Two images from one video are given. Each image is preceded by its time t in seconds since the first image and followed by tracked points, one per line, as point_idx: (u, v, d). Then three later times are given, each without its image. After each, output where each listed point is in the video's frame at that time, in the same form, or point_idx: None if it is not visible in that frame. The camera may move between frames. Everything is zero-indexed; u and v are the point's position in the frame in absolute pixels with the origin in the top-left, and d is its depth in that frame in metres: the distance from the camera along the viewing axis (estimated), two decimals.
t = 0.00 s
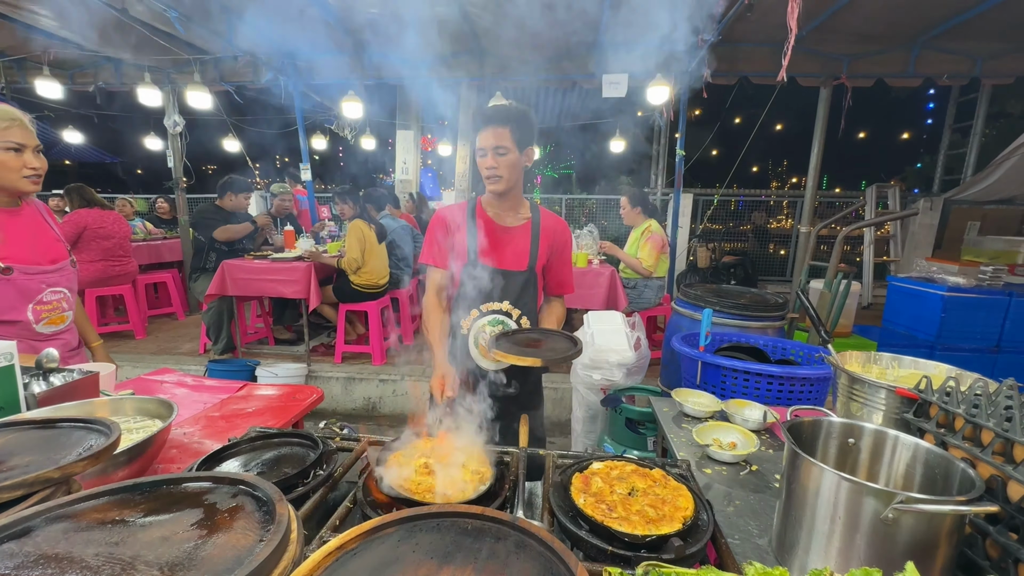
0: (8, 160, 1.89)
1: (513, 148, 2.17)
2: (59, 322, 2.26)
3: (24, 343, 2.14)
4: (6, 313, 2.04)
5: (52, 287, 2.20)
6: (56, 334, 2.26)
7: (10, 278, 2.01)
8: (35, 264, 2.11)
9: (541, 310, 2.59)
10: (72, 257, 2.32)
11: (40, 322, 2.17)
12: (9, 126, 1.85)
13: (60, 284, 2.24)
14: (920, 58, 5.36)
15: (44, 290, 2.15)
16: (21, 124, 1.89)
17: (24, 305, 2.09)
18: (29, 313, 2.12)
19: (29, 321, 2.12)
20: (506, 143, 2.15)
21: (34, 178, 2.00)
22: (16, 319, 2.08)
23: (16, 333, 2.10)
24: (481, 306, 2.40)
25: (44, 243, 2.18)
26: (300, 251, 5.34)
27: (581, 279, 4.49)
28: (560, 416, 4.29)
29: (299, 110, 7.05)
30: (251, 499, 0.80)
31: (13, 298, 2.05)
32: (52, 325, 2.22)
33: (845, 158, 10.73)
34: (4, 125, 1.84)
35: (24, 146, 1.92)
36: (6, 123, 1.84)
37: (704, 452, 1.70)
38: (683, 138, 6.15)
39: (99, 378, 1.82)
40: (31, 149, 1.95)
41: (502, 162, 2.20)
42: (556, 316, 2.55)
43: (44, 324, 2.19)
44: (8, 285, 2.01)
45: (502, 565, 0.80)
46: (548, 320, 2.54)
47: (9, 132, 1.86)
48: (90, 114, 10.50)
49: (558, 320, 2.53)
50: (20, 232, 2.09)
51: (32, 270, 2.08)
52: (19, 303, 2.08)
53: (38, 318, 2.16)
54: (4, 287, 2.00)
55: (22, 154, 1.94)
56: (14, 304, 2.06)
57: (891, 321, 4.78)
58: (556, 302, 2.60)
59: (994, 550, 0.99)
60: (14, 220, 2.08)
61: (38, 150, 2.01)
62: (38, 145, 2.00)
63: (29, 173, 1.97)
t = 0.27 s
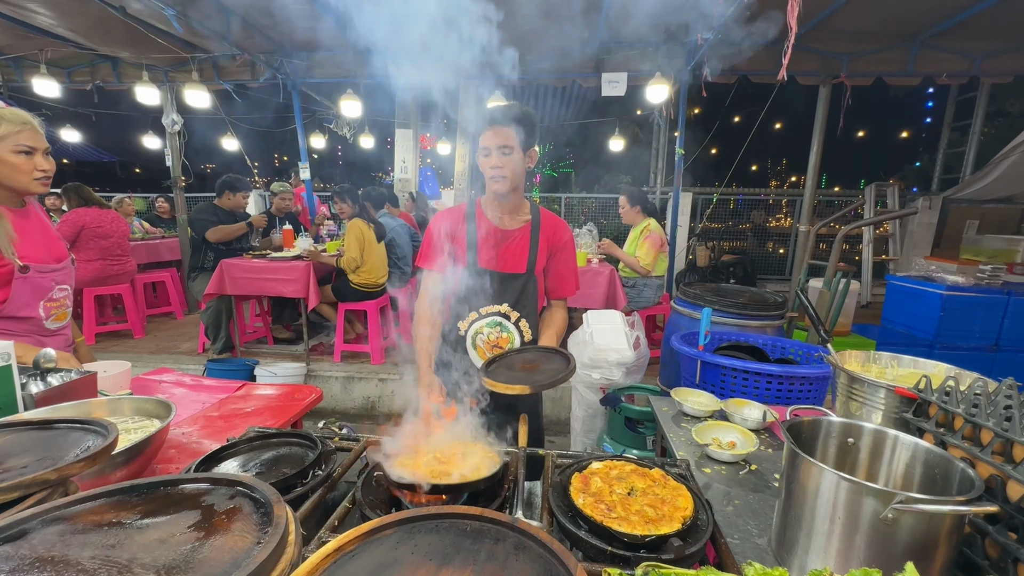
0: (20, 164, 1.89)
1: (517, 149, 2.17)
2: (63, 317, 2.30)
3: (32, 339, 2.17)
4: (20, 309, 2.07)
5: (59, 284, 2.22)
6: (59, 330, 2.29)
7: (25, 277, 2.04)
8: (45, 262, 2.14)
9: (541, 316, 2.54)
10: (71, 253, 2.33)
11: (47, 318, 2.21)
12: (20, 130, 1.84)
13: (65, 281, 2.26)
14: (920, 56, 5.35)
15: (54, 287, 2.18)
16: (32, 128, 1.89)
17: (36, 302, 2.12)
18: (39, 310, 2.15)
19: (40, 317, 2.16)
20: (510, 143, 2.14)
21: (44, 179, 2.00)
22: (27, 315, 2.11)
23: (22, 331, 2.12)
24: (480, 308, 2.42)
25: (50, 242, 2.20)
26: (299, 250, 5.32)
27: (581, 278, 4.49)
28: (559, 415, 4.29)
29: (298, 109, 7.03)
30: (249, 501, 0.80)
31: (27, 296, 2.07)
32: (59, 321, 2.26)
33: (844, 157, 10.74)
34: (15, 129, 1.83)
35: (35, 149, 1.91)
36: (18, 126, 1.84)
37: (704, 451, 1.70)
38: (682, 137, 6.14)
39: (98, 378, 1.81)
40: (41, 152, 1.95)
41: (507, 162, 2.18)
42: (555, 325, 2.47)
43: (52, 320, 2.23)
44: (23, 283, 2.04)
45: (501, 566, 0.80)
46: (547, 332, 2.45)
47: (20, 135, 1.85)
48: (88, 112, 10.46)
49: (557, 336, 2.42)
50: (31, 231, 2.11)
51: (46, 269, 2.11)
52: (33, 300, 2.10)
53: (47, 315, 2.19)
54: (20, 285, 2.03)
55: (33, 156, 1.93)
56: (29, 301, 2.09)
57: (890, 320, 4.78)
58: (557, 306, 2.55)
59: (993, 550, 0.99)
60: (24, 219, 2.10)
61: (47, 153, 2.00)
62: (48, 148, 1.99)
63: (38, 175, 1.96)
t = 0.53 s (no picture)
0: (16, 159, 1.89)
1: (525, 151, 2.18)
2: (67, 307, 2.32)
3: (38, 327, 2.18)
4: (27, 296, 2.08)
5: (62, 274, 2.24)
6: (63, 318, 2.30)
7: (33, 264, 2.06)
8: (49, 252, 2.16)
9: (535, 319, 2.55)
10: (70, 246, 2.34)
11: (53, 307, 2.23)
12: (14, 127, 1.85)
13: (67, 272, 2.28)
14: (920, 54, 5.34)
15: (58, 276, 2.21)
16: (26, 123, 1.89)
17: (42, 289, 2.15)
18: (45, 298, 2.16)
19: (47, 305, 2.18)
20: (519, 144, 2.16)
21: (42, 175, 2.00)
22: (34, 303, 2.13)
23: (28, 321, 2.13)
24: (473, 309, 2.44)
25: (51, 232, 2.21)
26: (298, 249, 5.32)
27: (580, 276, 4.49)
28: (559, 413, 4.29)
29: (296, 107, 7.00)
30: (249, 502, 0.79)
31: (35, 283, 2.10)
32: (62, 310, 2.27)
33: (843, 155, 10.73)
34: (10, 125, 1.83)
35: (31, 145, 1.91)
36: (13, 123, 1.84)
37: (704, 450, 1.69)
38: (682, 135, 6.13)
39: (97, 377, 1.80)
40: (37, 146, 1.95)
41: (514, 165, 2.20)
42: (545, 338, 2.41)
43: (58, 308, 2.25)
44: (31, 271, 2.06)
45: (503, 567, 0.79)
46: (537, 341, 2.41)
47: (15, 132, 1.86)
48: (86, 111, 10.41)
49: (545, 359, 2.31)
50: (36, 221, 2.12)
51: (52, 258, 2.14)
52: (39, 288, 2.13)
53: (52, 303, 2.21)
54: (28, 272, 2.05)
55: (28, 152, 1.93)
56: (36, 289, 2.11)
57: (890, 318, 4.78)
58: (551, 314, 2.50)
59: (995, 549, 0.99)
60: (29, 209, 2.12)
61: (44, 148, 2.00)
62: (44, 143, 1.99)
63: (36, 170, 1.96)
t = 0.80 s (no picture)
0: (11, 158, 1.88)
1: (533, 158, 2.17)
2: (57, 307, 2.26)
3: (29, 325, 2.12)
4: (18, 292, 2.05)
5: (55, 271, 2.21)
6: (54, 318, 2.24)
7: (26, 259, 2.04)
8: (42, 248, 2.14)
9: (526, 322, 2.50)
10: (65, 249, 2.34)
11: (43, 303, 2.17)
12: (9, 127, 1.84)
13: (60, 270, 2.25)
14: (919, 53, 5.34)
15: (52, 273, 2.18)
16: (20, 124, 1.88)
17: (35, 285, 2.11)
18: (36, 294, 2.12)
19: (36, 301, 2.13)
20: (527, 152, 2.15)
21: (37, 175, 1.99)
22: (26, 299, 2.09)
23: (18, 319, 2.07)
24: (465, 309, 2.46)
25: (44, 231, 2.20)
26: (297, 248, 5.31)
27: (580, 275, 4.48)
28: (559, 412, 4.30)
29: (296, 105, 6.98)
30: (251, 504, 0.79)
31: (28, 278, 2.07)
32: (54, 308, 2.22)
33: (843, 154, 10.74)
34: (3, 125, 1.82)
35: (26, 145, 1.90)
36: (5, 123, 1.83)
37: (705, 450, 1.69)
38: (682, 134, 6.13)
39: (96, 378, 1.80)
40: (32, 147, 1.93)
41: (522, 174, 2.20)
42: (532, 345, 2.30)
43: (48, 305, 2.19)
44: (24, 265, 2.04)
45: (506, 569, 0.79)
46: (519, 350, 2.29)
47: (8, 132, 1.84)
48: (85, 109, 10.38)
49: (527, 367, 2.19)
50: (30, 218, 2.12)
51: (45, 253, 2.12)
52: (31, 283, 2.09)
53: (43, 299, 2.16)
54: (21, 267, 2.03)
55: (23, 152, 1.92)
56: (28, 283, 2.07)
57: (889, 317, 4.79)
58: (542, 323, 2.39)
59: (997, 549, 0.99)
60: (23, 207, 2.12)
61: (39, 149, 1.99)
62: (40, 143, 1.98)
63: (31, 170, 1.95)
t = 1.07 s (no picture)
0: None
1: (513, 157, 2.17)
2: (53, 305, 2.30)
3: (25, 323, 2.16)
4: (9, 292, 2.08)
5: (46, 271, 2.23)
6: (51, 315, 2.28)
7: (13, 258, 2.06)
8: (30, 247, 2.14)
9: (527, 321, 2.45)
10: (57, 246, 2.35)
11: (39, 303, 2.21)
12: None
13: (52, 269, 2.28)
14: (920, 51, 5.34)
15: (42, 272, 2.20)
16: None
17: (25, 285, 2.14)
18: (29, 293, 2.15)
19: (30, 301, 2.16)
20: (505, 150, 2.15)
21: (10, 171, 1.91)
22: (18, 298, 2.12)
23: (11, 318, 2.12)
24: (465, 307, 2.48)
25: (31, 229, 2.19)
26: (297, 247, 5.31)
27: (580, 275, 4.47)
28: (559, 411, 4.30)
29: (296, 104, 6.97)
30: (251, 506, 0.78)
31: (17, 278, 2.10)
32: (51, 307, 2.26)
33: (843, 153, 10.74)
34: None
35: None
36: None
37: (705, 450, 1.69)
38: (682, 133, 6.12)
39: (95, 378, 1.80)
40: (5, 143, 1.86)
41: (501, 169, 2.19)
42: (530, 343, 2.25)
43: (44, 305, 2.23)
44: (12, 265, 2.07)
45: (507, 571, 0.79)
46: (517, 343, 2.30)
47: None
48: (85, 108, 10.37)
49: (523, 356, 2.21)
50: (14, 216, 2.11)
51: (33, 253, 2.14)
52: (21, 283, 2.12)
53: (38, 299, 2.19)
54: (8, 266, 2.06)
55: None
56: (17, 283, 2.10)
57: (889, 316, 4.78)
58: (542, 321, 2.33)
59: (998, 550, 0.99)
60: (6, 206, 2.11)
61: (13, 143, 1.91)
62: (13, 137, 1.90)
63: (6, 167, 1.88)
